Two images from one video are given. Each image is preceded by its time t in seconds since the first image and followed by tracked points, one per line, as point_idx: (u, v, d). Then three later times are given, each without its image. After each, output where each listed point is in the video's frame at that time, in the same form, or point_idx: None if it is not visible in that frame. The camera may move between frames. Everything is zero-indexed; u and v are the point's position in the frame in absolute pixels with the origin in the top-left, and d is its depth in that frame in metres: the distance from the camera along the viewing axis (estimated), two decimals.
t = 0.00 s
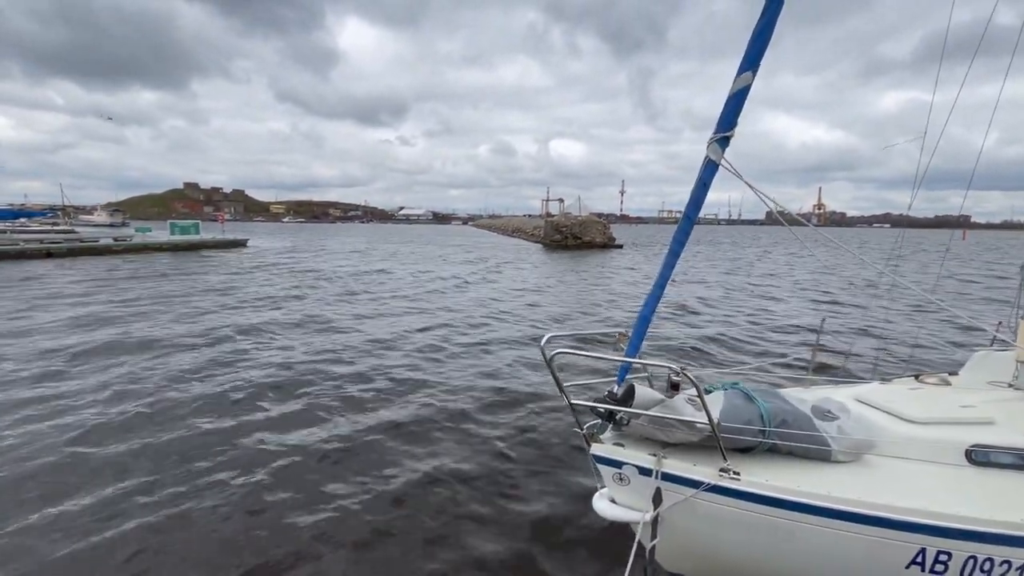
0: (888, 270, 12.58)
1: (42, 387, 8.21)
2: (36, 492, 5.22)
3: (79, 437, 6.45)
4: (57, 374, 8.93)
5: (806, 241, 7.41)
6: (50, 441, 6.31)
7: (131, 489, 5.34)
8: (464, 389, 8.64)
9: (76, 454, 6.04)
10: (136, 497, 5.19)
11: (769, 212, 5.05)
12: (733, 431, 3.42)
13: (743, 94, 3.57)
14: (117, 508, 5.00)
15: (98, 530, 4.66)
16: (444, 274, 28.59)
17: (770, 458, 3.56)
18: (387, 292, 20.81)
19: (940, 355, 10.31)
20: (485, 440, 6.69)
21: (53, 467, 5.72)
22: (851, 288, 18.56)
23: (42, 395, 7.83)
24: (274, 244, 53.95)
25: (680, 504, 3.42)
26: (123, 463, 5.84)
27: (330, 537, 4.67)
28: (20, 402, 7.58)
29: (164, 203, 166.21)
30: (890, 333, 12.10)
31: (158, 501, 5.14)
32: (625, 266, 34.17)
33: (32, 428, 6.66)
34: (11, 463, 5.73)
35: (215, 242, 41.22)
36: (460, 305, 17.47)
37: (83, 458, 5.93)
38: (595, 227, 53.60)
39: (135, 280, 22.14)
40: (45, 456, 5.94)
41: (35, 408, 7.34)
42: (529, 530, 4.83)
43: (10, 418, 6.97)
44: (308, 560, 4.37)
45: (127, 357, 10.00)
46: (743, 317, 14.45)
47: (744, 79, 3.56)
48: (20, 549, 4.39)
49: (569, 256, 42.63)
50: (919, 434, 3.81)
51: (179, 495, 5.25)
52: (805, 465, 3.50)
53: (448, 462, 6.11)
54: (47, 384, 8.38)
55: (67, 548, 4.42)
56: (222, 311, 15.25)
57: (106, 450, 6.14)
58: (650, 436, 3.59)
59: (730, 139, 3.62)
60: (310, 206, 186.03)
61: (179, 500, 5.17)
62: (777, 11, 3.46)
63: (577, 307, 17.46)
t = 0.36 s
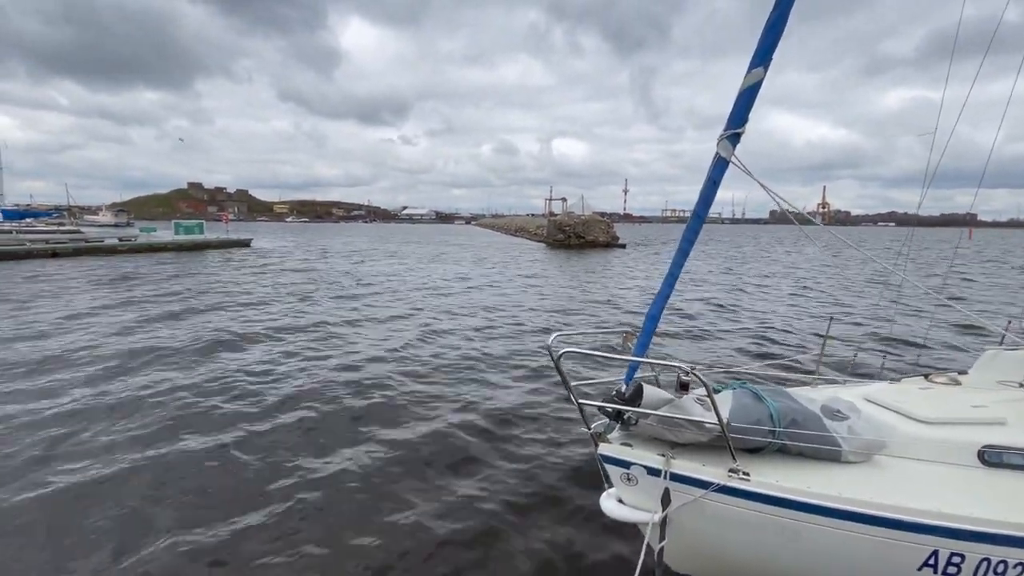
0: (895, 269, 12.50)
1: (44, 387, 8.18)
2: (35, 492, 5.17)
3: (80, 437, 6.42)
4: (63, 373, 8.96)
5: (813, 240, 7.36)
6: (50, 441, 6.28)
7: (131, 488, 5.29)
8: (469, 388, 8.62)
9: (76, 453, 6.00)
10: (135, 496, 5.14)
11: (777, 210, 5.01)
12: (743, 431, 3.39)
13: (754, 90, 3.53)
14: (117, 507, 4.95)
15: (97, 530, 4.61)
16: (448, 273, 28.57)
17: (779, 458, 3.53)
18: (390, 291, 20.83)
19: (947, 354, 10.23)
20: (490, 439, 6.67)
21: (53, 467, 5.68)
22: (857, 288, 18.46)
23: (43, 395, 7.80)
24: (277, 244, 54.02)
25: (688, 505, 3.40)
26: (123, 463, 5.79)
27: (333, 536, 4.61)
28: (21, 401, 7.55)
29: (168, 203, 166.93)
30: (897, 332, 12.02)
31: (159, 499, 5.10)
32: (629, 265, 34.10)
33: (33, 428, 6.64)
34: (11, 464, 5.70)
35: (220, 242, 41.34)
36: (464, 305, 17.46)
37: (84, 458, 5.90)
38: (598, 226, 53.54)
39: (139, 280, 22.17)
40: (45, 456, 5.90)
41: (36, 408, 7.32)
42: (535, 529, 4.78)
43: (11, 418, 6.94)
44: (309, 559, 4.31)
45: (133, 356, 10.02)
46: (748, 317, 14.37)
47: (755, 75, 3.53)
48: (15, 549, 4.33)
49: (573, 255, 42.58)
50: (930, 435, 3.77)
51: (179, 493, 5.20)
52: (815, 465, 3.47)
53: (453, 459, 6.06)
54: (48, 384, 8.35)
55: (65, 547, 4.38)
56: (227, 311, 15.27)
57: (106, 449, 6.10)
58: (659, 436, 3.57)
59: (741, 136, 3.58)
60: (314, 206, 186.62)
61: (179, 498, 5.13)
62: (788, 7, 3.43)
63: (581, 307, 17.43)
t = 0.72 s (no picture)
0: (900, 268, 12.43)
1: (49, 391, 8.20)
2: (39, 498, 5.17)
3: (85, 441, 6.43)
4: (70, 375, 9.01)
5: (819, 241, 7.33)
6: (55, 446, 6.29)
7: (135, 493, 5.28)
8: (473, 389, 8.63)
9: (80, 457, 6.00)
10: (138, 501, 5.13)
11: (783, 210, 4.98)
12: (749, 434, 3.36)
13: (760, 90, 3.51)
14: (120, 512, 4.94)
15: (100, 534, 4.60)
16: (452, 275, 28.62)
17: (787, 461, 3.50)
18: (394, 293, 20.87)
19: (954, 355, 10.16)
20: (495, 440, 6.65)
21: (57, 471, 5.68)
22: (863, 288, 18.37)
23: (48, 399, 7.82)
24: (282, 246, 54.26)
25: (695, 508, 3.37)
26: (127, 467, 5.79)
27: (337, 539, 4.58)
28: (26, 405, 7.58)
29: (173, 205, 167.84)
30: (903, 332, 11.94)
31: (163, 503, 5.09)
32: (633, 266, 34.05)
33: (38, 432, 6.65)
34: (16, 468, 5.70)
35: (225, 244, 41.56)
36: (468, 306, 17.46)
37: (92, 460, 5.93)
38: (602, 227, 53.54)
39: (144, 283, 22.27)
40: (50, 461, 5.90)
41: (41, 412, 7.33)
42: (541, 532, 4.75)
43: (16, 422, 6.96)
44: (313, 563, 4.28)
45: (139, 359, 10.07)
46: (753, 318, 14.30)
47: (761, 75, 3.50)
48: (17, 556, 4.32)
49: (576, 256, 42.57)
50: (939, 437, 3.74)
51: (182, 497, 5.19)
52: (822, 468, 3.44)
53: (458, 461, 6.05)
54: (53, 387, 8.37)
55: (68, 553, 4.36)
56: (232, 313, 15.33)
57: (110, 453, 6.10)
58: (665, 439, 3.54)
59: (747, 136, 3.56)
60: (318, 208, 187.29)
61: (183, 502, 5.11)
62: (796, 5, 3.40)
63: (585, 307, 17.40)
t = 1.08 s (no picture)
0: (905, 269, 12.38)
1: (56, 392, 8.32)
2: (40, 499, 5.20)
3: (87, 442, 6.47)
4: (77, 377, 9.13)
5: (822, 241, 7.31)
6: (63, 446, 6.38)
7: (136, 494, 5.31)
8: (476, 390, 8.66)
9: (81, 459, 6.04)
10: (140, 503, 5.16)
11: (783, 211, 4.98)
12: (749, 436, 3.37)
13: (757, 92, 3.53)
14: (121, 514, 4.97)
15: (101, 536, 4.63)
16: (456, 277, 28.68)
17: (787, 462, 3.50)
18: (399, 295, 20.98)
19: (957, 355, 10.09)
20: (497, 442, 6.68)
21: (59, 472, 5.72)
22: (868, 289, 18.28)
23: (51, 401, 7.88)
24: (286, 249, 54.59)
25: (694, 510, 3.38)
26: (128, 469, 5.82)
27: (337, 542, 4.60)
28: (30, 407, 7.64)
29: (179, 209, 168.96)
30: (907, 333, 11.89)
31: (164, 505, 5.12)
32: (637, 267, 34.02)
33: (41, 434, 6.70)
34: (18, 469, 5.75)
35: (231, 247, 41.87)
36: (471, 308, 17.51)
37: (99, 460, 6.02)
38: (605, 229, 53.57)
39: (149, 286, 22.45)
40: (52, 462, 5.95)
41: (45, 413, 7.40)
42: (541, 534, 4.76)
43: (19, 424, 7.01)
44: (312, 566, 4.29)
45: (145, 360, 10.18)
46: (755, 318, 14.26)
47: (757, 77, 3.52)
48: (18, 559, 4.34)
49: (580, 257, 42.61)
50: (941, 438, 3.72)
51: (185, 498, 5.24)
52: (822, 470, 3.44)
53: (460, 462, 6.08)
54: (57, 389, 8.45)
55: (68, 555, 4.38)
56: (237, 315, 15.46)
57: (112, 454, 6.14)
58: (664, 440, 3.55)
59: (744, 138, 3.58)
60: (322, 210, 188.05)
61: (183, 505, 5.14)
62: (791, 7, 3.42)
63: (588, 309, 17.43)
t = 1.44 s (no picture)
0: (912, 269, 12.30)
1: (66, 395, 8.46)
2: (43, 503, 5.25)
3: (91, 446, 6.54)
4: (87, 380, 9.27)
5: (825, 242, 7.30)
6: (73, 448, 6.49)
7: (139, 498, 5.36)
8: (479, 393, 8.70)
9: (86, 463, 6.11)
10: (141, 507, 5.20)
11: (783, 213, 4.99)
12: (747, 437, 3.38)
13: (752, 94, 3.55)
14: (123, 518, 5.01)
15: (103, 541, 4.67)
16: (461, 279, 28.80)
17: (785, 463, 3.51)
18: (404, 298, 21.12)
19: (964, 356, 9.99)
20: (500, 444, 6.72)
21: (63, 476, 5.79)
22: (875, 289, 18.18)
23: (59, 405, 8.00)
24: (293, 253, 55.04)
25: (693, 511, 3.40)
26: (135, 471, 5.90)
27: (335, 548, 4.60)
28: (39, 410, 7.76)
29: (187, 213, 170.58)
30: (914, 333, 11.82)
31: (166, 510, 5.16)
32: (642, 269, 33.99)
33: (51, 437, 6.82)
34: (23, 474, 5.82)
35: (238, 251, 42.25)
36: (476, 311, 17.58)
37: (107, 462, 6.12)
38: (610, 230, 53.58)
39: (157, 290, 22.69)
40: (56, 467, 6.00)
41: (51, 417, 7.49)
42: (541, 538, 4.75)
43: (26, 427, 7.11)
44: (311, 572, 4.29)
45: (154, 364, 10.32)
46: (760, 320, 14.18)
47: (752, 80, 3.54)
48: (19, 564, 4.36)
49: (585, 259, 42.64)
50: (940, 439, 3.70)
51: (192, 500, 5.32)
52: (821, 470, 3.44)
53: (463, 465, 6.13)
54: (64, 393, 8.57)
55: (77, 555, 4.48)
56: (245, 319, 15.62)
57: (114, 458, 6.20)
58: (663, 442, 3.57)
59: (739, 140, 3.60)
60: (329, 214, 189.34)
61: (185, 509, 5.18)
62: (785, 10, 3.44)
63: (593, 310, 17.44)
